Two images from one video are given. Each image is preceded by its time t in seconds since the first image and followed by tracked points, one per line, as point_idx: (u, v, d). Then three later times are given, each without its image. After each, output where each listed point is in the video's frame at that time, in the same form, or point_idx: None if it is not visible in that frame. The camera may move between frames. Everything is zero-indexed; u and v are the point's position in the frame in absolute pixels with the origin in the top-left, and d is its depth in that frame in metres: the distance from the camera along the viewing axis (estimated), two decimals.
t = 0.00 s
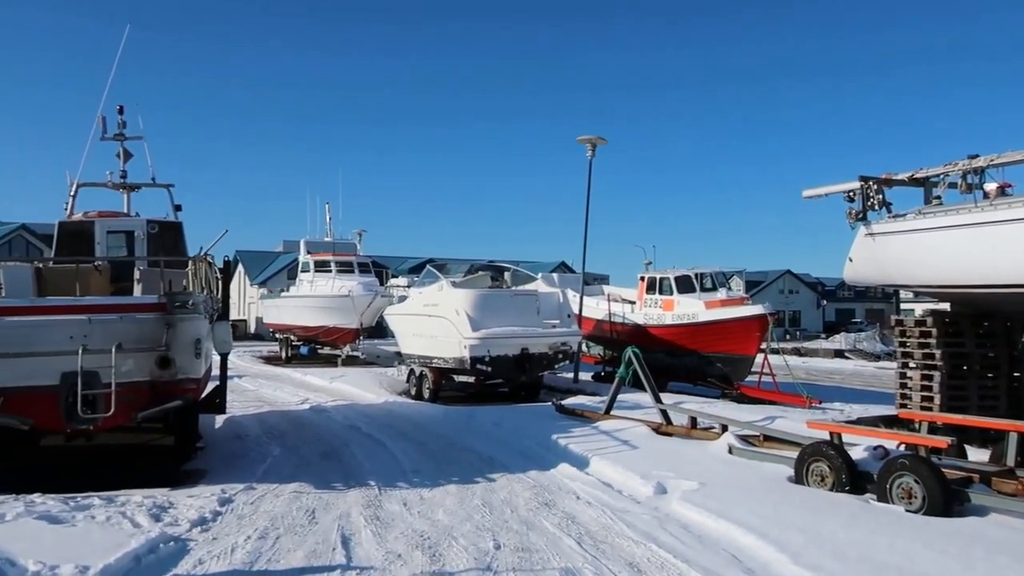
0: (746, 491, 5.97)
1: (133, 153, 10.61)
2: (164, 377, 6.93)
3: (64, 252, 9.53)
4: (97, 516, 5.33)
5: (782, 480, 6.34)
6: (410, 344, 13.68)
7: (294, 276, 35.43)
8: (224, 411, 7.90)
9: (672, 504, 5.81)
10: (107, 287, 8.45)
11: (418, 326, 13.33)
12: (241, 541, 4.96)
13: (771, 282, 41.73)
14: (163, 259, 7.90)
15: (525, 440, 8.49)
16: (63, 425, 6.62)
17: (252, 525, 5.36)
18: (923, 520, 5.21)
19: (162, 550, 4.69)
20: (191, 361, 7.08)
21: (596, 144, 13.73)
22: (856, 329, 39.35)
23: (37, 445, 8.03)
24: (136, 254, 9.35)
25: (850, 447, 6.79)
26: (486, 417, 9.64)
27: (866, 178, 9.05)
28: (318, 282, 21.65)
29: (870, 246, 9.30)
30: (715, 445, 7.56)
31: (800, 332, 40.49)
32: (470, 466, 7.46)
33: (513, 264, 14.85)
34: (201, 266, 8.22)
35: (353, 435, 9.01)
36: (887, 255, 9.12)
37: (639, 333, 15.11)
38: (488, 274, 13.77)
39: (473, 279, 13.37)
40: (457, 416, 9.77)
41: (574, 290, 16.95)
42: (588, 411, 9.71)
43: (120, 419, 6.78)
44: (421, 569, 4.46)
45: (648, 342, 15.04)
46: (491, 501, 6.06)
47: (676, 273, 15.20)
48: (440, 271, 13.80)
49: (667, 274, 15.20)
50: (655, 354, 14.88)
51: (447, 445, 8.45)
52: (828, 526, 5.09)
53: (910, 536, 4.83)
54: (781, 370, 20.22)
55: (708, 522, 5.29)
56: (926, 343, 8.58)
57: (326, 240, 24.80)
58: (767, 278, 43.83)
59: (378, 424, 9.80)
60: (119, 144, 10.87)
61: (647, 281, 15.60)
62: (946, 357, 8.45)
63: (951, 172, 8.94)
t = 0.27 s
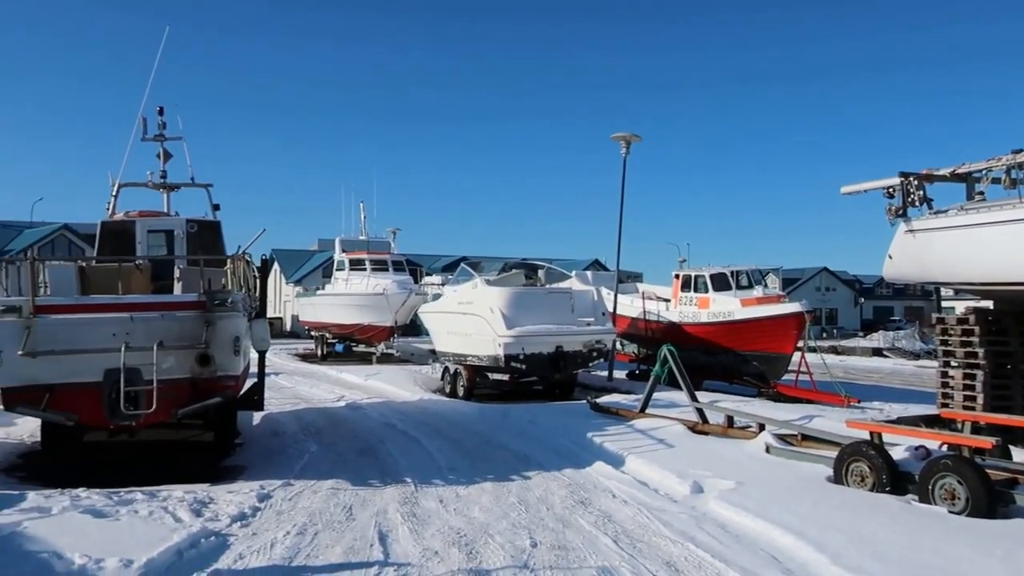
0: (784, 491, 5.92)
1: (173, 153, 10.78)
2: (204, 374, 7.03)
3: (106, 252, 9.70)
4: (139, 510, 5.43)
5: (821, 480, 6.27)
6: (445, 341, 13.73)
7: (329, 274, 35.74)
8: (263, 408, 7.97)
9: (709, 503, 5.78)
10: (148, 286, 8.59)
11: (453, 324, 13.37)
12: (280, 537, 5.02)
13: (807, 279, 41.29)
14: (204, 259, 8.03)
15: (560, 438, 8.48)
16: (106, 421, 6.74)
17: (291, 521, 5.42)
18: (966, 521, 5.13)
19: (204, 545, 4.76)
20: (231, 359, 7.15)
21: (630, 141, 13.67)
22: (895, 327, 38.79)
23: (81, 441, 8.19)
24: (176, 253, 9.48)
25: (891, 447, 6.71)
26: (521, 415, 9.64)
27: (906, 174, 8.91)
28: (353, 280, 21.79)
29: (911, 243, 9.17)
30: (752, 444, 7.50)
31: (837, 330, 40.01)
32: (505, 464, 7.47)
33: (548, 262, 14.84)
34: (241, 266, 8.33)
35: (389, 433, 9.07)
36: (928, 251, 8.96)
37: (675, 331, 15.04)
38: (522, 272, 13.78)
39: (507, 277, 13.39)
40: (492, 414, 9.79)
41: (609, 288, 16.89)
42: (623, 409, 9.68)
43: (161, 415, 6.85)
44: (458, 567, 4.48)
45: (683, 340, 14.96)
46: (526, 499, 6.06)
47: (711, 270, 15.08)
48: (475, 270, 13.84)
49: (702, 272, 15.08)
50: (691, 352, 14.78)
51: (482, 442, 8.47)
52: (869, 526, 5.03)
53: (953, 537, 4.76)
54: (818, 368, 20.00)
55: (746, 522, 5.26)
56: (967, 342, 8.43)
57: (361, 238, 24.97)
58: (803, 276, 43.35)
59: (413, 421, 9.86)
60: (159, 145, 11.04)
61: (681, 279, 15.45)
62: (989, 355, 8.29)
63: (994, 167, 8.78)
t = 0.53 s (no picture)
0: (832, 491, 5.84)
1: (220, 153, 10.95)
2: (251, 371, 7.12)
3: (155, 251, 9.88)
4: (190, 505, 5.52)
5: (869, 480, 6.17)
6: (486, 339, 13.77)
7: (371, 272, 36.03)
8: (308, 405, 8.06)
9: (755, 502, 5.72)
10: (196, 284, 8.73)
11: (495, 321, 13.39)
12: (327, 532, 5.07)
13: (852, 276, 40.66)
14: (250, 258, 8.13)
15: (603, 436, 8.45)
16: (156, 417, 6.87)
17: (337, 516, 5.47)
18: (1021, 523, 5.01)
19: (252, 540, 4.82)
20: (278, 357, 7.23)
21: (672, 138, 13.58)
22: (944, 325, 38.03)
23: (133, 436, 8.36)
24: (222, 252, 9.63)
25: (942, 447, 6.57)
26: (563, 413, 9.63)
27: (957, 168, 8.72)
28: (395, 278, 21.94)
29: (961, 238, 8.90)
30: (798, 443, 7.40)
31: (884, 328, 39.33)
32: (548, 462, 7.47)
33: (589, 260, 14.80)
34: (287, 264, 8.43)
35: (432, 430, 9.12)
36: (979, 246, 8.72)
37: (718, 329, 14.93)
38: (563, 269, 13.76)
39: (548, 275, 13.39)
40: (534, 412, 9.79)
41: (650, 285, 16.80)
42: (666, 408, 9.63)
43: (209, 411, 6.96)
44: (503, 564, 4.49)
45: (726, 338, 14.84)
46: (570, 497, 6.05)
47: (755, 268, 14.91)
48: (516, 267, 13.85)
49: (746, 269, 14.92)
50: (734, 350, 14.63)
51: (524, 440, 8.47)
52: (920, 528, 4.94)
53: (1008, 540, 4.65)
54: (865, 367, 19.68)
55: (792, 522, 5.20)
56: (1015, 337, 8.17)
57: (402, 237, 25.14)
58: (849, 273, 42.69)
59: (456, 418, 9.89)
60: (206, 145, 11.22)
61: (725, 277, 15.31)
62: None
63: None
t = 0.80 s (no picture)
0: (883, 492, 5.74)
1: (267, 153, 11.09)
2: (298, 367, 7.21)
3: (204, 249, 10.05)
4: (240, 498, 5.61)
5: (922, 481, 6.05)
6: (529, 337, 13.77)
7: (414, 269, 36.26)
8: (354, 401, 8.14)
9: (803, 502, 5.65)
10: (245, 282, 8.86)
11: (538, 319, 13.39)
12: (374, 527, 5.12)
13: (901, 273, 39.93)
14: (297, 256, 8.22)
15: (648, 434, 8.41)
16: (207, 412, 7.01)
17: (384, 512, 5.52)
18: None
19: (302, 534, 4.89)
20: (325, 353, 7.30)
21: (717, 134, 13.44)
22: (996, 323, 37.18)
23: (184, 431, 8.52)
24: (270, 250, 9.76)
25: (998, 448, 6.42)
26: (607, 411, 9.60)
27: (1013, 163, 8.54)
28: (438, 275, 22.06)
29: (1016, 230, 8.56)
30: (848, 443, 7.29)
31: (934, 326, 38.57)
32: (593, 459, 7.45)
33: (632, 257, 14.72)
34: (333, 261, 8.51)
35: (476, 426, 9.15)
36: None
37: (764, 327, 14.75)
38: (607, 267, 13.71)
39: (592, 272, 13.35)
40: (578, 409, 9.76)
41: (695, 283, 16.65)
42: (712, 406, 9.55)
43: (258, 406, 7.07)
44: (549, 561, 4.49)
45: (772, 336, 14.67)
46: (615, 495, 6.03)
47: (802, 264, 14.72)
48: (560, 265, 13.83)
49: (793, 266, 14.73)
50: (780, 348, 14.45)
51: (569, 437, 8.46)
52: (975, 530, 4.83)
53: None
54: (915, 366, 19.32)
55: (843, 523, 5.12)
56: None
57: (445, 234, 25.26)
58: (897, 270, 41.92)
59: (500, 416, 9.91)
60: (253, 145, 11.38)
61: (771, 273, 15.15)
62: None
63: None
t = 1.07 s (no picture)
0: (928, 492, 5.65)
1: (306, 153, 11.20)
2: (338, 365, 7.27)
3: (245, 248, 10.16)
4: (282, 495, 5.68)
5: (968, 481, 5.95)
6: (566, 335, 13.75)
7: (451, 268, 36.46)
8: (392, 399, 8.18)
9: (846, 502, 5.58)
10: (284, 281, 8.95)
11: (575, 317, 13.37)
12: (414, 525, 5.15)
13: (944, 270, 39.25)
14: (336, 254, 8.29)
15: (686, 433, 8.35)
16: (248, 409, 7.10)
17: (423, 509, 5.54)
18: None
19: (342, 530, 4.93)
20: (364, 351, 7.34)
21: (755, 129, 13.30)
22: None
23: (226, 428, 8.64)
24: (309, 248, 9.86)
25: None
26: (645, 409, 9.56)
27: None
28: (475, 274, 22.12)
29: None
30: (890, 442, 7.18)
31: (978, 324, 37.86)
32: (631, 458, 7.43)
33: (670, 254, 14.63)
34: (372, 259, 8.57)
35: (514, 425, 9.16)
36: None
37: (804, 324, 14.56)
38: (644, 264, 13.65)
39: (629, 270, 13.29)
40: (616, 407, 9.73)
41: (733, 280, 16.51)
42: (751, 404, 9.46)
43: (299, 404, 7.15)
44: (589, 560, 4.48)
45: (812, 334, 14.48)
46: (655, 494, 6.00)
47: (843, 261, 14.53)
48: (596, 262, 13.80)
49: (833, 263, 14.56)
50: (820, 346, 14.27)
51: (607, 436, 8.44)
52: None
53: None
54: (959, 365, 18.97)
55: (887, 524, 5.05)
56: None
57: (482, 233, 25.32)
58: (940, 266, 41.21)
59: (537, 414, 9.91)
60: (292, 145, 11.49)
61: (811, 271, 14.99)
62: None
63: None
